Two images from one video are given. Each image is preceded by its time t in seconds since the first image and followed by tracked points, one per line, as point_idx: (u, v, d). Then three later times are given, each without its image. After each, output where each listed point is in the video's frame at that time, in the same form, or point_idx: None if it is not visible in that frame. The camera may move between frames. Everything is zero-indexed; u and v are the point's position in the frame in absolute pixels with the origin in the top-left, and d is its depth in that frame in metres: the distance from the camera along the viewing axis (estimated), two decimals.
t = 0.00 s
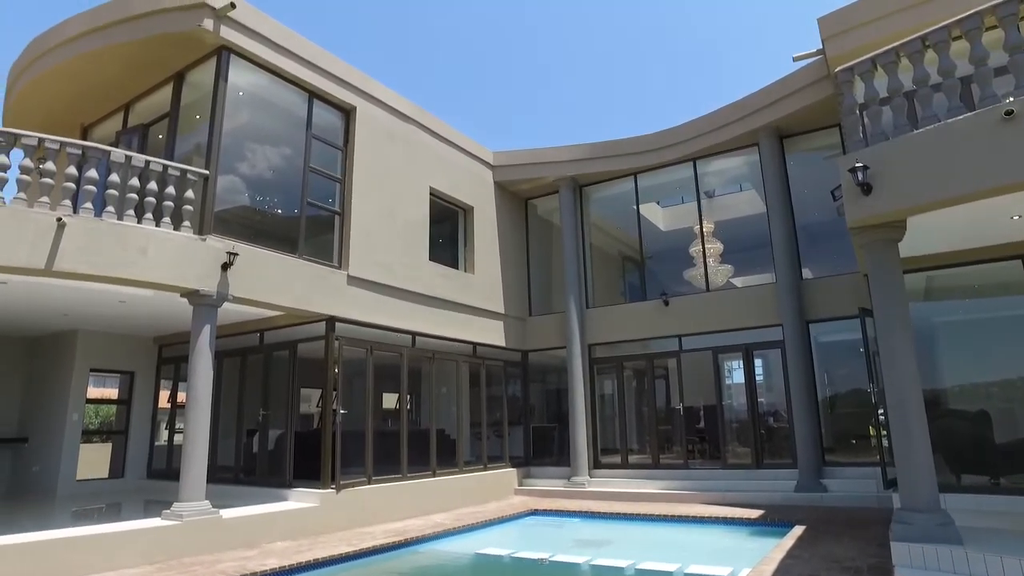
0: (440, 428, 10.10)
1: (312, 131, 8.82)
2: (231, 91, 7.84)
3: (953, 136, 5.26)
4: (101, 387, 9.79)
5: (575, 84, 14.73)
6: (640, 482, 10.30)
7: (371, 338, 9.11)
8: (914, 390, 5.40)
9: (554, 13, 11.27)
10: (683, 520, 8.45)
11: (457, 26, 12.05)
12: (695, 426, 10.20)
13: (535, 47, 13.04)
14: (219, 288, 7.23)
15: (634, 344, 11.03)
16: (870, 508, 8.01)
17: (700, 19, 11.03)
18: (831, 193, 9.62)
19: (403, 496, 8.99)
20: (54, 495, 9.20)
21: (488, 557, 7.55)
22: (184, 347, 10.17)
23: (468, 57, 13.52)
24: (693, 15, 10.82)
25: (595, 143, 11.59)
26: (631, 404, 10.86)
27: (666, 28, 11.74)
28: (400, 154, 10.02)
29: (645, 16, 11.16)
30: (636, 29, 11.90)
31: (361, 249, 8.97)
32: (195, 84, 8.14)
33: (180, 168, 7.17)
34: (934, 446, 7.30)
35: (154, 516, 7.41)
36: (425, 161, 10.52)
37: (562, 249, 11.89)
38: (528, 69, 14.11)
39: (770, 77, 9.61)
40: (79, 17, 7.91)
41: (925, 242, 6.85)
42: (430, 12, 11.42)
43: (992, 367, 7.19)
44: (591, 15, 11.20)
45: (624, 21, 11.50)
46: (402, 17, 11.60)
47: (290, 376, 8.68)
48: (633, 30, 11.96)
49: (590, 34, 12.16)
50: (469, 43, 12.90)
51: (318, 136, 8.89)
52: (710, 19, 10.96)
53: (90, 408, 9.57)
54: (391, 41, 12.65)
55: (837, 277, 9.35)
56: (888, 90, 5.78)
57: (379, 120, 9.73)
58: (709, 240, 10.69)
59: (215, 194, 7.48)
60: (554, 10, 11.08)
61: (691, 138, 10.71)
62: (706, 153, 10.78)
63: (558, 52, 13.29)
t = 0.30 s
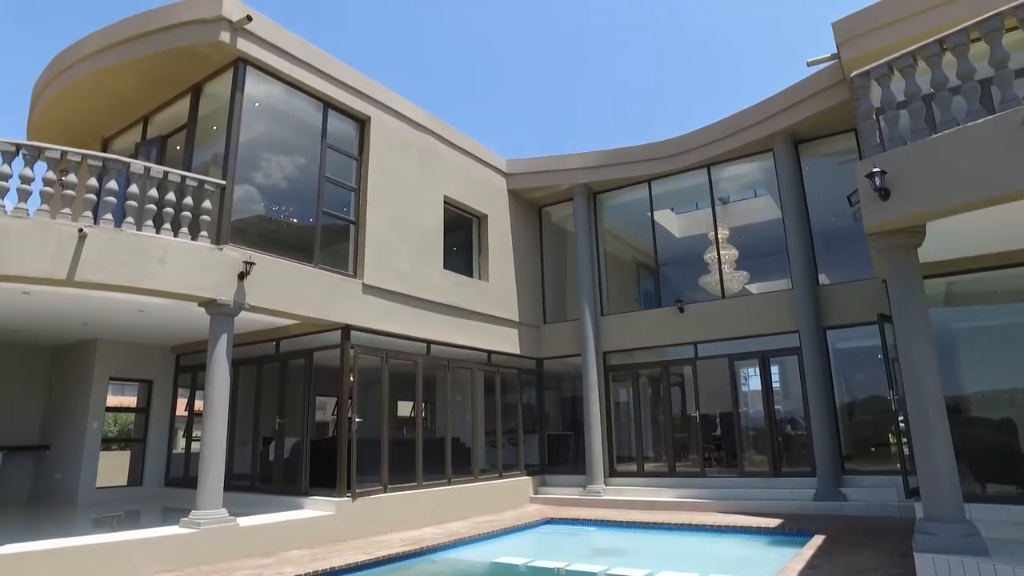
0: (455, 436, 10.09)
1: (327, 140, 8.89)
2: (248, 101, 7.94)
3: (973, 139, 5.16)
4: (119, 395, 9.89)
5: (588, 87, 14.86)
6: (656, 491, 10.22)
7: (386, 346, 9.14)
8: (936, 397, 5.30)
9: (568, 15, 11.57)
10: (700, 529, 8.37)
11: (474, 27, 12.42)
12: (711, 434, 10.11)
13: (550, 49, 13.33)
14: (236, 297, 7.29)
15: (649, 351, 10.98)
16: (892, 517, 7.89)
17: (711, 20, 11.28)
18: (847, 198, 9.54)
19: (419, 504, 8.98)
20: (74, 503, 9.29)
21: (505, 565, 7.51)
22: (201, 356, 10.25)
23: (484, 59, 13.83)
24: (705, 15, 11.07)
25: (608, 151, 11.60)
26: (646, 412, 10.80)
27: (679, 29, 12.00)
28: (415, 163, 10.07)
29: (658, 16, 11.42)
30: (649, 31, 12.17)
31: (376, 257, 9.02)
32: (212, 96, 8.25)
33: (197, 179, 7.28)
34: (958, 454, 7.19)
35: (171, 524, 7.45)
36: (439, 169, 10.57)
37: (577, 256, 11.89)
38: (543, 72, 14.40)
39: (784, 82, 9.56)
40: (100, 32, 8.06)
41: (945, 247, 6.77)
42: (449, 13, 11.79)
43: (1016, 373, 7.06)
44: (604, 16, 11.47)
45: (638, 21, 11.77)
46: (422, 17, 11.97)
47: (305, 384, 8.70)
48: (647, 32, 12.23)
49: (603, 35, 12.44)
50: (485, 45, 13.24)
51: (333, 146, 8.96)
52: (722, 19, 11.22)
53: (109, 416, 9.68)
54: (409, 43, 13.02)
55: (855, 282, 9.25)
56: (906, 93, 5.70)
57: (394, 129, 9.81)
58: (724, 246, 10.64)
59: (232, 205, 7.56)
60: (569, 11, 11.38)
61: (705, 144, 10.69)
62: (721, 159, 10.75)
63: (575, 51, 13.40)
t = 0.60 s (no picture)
0: (470, 445, 10.07)
1: (342, 151, 8.95)
2: (264, 113, 8.03)
3: (994, 143, 5.08)
4: (137, 405, 9.98)
5: (601, 94, 14.91)
6: (673, 500, 10.13)
7: (401, 355, 9.16)
8: (961, 406, 5.20)
9: (582, 21, 11.80)
10: (718, 539, 8.28)
11: (489, 34, 12.69)
12: (729, 443, 10.02)
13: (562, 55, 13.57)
14: (252, 308, 7.35)
15: (665, 359, 10.93)
16: (915, 528, 7.75)
17: (723, 28, 11.43)
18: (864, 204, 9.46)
19: (434, 514, 8.96)
20: (94, 511, 9.39)
21: None
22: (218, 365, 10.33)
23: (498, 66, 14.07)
24: (717, 23, 11.22)
25: (622, 159, 11.61)
26: (662, 420, 10.72)
27: (690, 36, 12.16)
28: (429, 173, 10.12)
29: (669, 23, 11.60)
30: (661, 37, 12.34)
31: (392, 268, 9.07)
32: (229, 108, 8.35)
33: (215, 190, 7.35)
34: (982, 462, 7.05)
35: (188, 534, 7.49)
36: (454, 179, 10.61)
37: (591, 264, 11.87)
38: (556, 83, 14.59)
39: (797, 88, 9.50)
40: (121, 47, 8.20)
41: (965, 252, 6.68)
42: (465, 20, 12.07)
43: None
44: (619, 22, 11.64)
45: (650, 27, 11.97)
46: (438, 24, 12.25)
47: (321, 394, 8.73)
48: (658, 38, 12.42)
49: (618, 42, 12.64)
50: (499, 52, 13.50)
51: (348, 156, 9.03)
52: (733, 27, 11.36)
53: (128, 425, 9.78)
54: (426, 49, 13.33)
55: (873, 289, 9.15)
56: (924, 98, 5.62)
57: (409, 139, 9.87)
58: (739, 253, 10.58)
59: (248, 216, 7.64)
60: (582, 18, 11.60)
61: (719, 151, 10.67)
62: (735, 165, 10.71)
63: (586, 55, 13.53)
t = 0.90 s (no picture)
0: (487, 455, 10.04)
1: (357, 162, 9.01)
2: (281, 126, 8.12)
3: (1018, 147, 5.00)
4: (156, 415, 10.08)
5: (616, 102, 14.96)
6: (692, 511, 10.04)
7: (417, 366, 9.17)
8: (988, 416, 5.09)
9: (595, 28, 11.96)
10: (738, 550, 8.19)
11: (502, 44, 12.90)
12: (747, 452, 9.92)
13: (572, 63, 13.79)
14: (270, 318, 7.40)
15: (681, 369, 10.86)
16: (940, 540, 7.59)
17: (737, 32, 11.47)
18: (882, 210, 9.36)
19: (451, 524, 8.95)
20: (114, 521, 9.48)
21: None
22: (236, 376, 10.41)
23: (512, 75, 14.23)
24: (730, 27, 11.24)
25: (637, 167, 11.60)
26: (680, 430, 10.63)
27: (707, 47, 12.38)
28: (445, 183, 10.17)
29: (679, 30, 11.76)
30: (673, 46, 12.48)
31: (408, 278, 9.10)
32: (246, 121, 8.45)
33: (232, 203, 7.44)
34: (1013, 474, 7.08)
35: (207, 544, 7.52)
36: (469, 189, 10.65)
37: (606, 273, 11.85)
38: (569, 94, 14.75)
39: (813, 95, 9.46)
40: (142, 63, 8.35)
41: (988, 258, 6.59)
42: (478, 31, 12.28)
43: None
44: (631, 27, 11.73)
45: (663, 34, 12.12)
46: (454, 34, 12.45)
47: (338, 404, 8.76)
48: (672, 46, 12.57)
49: (630, 47, 12.71)
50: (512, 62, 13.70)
51: (364, 168, 9.09)
52: (747, 36, 11.50)
53: (147, 436, 9.88)
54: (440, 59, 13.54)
55: (892, 296, 9.04)
56: (943, 102, 5.55)
57: (424, 150, 9.93)
58: (756, 261, 10.50)
59: (265, 228, 7.70)
60: (593, 24, 11.78)
61: (734, 159, 10.63)
62: (751, 173, 10.66)
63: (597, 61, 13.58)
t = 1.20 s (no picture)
0: (503, 466, 10.01)
1: (373, 174, 9.09)
2: (297, 139, 8.21)
3: None
4: (174, 425, 10.17)
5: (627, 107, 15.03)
6: (710, 521, 9.93)
7: (433, 376, 9.18)
8: (1015, 425, 4.99)
9: (607, 31, 12.06)
10: (757, 561, 8.08)
11: (513, 52, 13.20)
12: (766, 462, 9.81)
13: (583, 71, 13.95)
14: (287, 329, 7.45)
15: (698, 378, 10.78)
16: (966, 552, 7.43)
17: (749, 34, 11.50)
18: (900, 216, 9.28)
19: (467, 534, 8.92)
20: (133, 531, 9.54)
21: None
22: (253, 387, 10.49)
23: (525, 79, 14.38)
24: (743, 29, 11.30)
25: (651, 176, 11.61)
26: (697, 440, 10.54)
27: (720, 52, 12.43)
28: (459, 193, 10.21)
29: (687, 36, 11.96)
30: (679, 51, 12.65)
31: (423, 289, 9.14)
32: (263, 134, 8.56)
33: (250, 215, 7.52)
34: None
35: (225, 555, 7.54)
36: (484, 199, 10.69)
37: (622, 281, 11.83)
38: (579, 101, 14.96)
39: (828, 101, 9.41)
40: (161, 78, 8.50)
41: (1012, 263, 6.50)
42: (489, 39, 12.58)
43: None
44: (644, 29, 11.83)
45: (674, 38, 12.21)
46: (466, 42, 12.76)
47: (354, 416, 8.77)
48: (686, 51, 12.66)
49: (643, 51, 12.80)
50: (523, 70, 13.97)
51: (379, 179, 9.16)
52: (760, 36, 11.55)
53: (166, 446, 9.98)
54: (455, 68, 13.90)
55: (912, 303, 8.94)
56: (963, 106, 5.49)
57: (439, 161, 9.99)
58: (773, 268, 10.43)
59: (282, 239, 7.77)
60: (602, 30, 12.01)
61: (749, 166, 10.60)
62: (766, 180, 10.61)
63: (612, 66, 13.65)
